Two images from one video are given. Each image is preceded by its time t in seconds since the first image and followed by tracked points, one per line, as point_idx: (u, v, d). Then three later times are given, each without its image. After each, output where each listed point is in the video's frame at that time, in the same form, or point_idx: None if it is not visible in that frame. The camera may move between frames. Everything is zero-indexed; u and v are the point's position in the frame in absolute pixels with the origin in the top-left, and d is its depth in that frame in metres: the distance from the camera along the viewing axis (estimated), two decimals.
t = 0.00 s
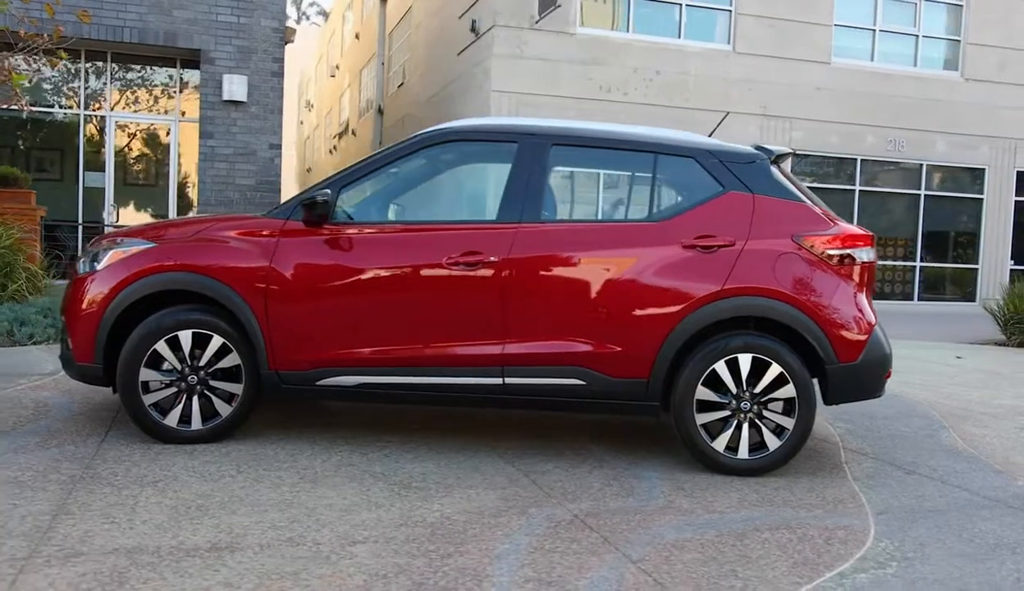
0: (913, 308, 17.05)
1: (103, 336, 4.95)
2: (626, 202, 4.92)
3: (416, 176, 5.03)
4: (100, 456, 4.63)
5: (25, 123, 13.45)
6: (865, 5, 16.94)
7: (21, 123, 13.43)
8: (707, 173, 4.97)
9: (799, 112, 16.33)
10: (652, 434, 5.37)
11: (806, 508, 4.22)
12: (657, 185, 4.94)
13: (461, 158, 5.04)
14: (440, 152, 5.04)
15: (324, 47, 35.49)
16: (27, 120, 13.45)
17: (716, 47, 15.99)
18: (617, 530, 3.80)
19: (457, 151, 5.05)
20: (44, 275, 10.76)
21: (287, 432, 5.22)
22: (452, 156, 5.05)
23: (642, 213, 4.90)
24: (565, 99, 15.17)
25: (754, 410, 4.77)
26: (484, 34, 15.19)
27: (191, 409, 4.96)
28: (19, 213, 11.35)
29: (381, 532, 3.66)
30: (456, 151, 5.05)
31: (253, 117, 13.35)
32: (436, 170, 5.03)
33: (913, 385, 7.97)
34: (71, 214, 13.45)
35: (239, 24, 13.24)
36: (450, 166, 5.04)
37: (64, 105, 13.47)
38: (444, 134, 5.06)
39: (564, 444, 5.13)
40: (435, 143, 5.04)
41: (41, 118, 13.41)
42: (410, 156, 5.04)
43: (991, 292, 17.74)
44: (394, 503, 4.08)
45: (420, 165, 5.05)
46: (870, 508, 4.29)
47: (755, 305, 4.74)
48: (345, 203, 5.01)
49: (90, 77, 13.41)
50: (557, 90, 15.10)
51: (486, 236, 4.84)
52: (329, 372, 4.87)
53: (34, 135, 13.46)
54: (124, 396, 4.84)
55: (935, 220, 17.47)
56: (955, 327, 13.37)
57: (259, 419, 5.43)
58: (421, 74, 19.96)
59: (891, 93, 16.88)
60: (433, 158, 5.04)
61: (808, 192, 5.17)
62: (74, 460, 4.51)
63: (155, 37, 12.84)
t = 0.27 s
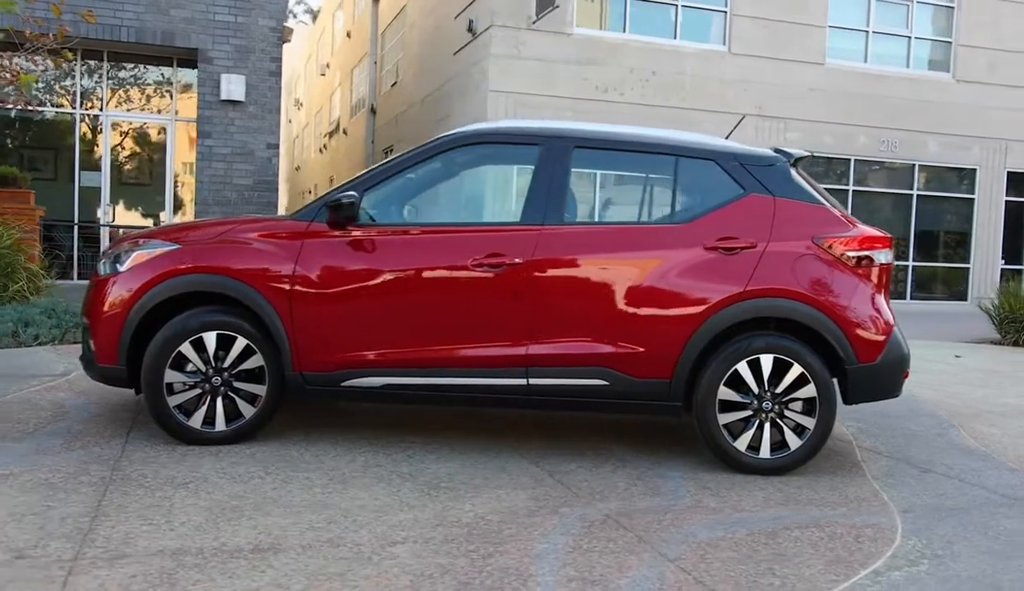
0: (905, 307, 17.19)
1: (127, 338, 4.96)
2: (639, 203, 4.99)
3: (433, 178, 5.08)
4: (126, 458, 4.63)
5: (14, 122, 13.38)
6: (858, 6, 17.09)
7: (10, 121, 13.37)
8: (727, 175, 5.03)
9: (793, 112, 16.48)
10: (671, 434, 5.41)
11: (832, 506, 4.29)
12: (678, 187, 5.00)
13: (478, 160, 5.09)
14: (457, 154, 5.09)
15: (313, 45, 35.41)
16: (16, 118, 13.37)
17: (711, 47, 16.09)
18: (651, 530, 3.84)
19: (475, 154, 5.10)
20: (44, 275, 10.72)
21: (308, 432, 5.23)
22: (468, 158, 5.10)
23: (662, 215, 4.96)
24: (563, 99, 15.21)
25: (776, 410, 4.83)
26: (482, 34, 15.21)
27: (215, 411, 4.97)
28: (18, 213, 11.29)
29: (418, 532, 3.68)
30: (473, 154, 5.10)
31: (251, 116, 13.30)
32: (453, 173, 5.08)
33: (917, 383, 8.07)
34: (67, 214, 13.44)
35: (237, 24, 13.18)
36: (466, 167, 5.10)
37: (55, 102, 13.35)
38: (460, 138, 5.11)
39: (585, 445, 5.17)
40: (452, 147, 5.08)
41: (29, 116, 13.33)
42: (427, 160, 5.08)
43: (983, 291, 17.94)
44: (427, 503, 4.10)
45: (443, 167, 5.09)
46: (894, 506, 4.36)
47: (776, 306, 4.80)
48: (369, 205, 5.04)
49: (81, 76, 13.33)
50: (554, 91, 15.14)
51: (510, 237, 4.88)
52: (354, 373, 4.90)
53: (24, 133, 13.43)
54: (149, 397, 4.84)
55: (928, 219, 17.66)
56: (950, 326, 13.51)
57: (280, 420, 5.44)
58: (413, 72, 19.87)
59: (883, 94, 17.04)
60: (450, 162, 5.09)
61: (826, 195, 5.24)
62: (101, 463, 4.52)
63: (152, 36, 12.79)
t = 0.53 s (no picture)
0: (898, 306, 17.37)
1: (150, 339, 4.96)
2: (654, 204, 5.03)
3: (453, 181, 5.12)
4: (152, 459, 4.64)
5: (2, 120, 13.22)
6: (851, 8, 17.25)
7: None
8: (747, 178, 5.08)
9: (787, 112, 16.65)
10: (690, 433, 5.46)
11: (856, 505, 4.35)
12: (699, 190, 5.05)
13: (494, 162, 5.13)
14: (477, 156, 5.12)
15: (303, 44, 35.35)
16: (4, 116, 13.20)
17: (707, 48, 16.21)
18: (684, 529, 3.89)
19: (492, 157, 5.14)
20: (44, 275, 10.66)
21: (329, 433, 5.25)
22: (483, 160, 5.14)
23: (683, 217, 5.01)
24: (561, 100, 15.27)
25: (797, 410, 4.89)
26: (479, 34, 15.26)
27: (239, 412, 4.98)
28: (17, 213, 11.23)
29: (456, 532, 3.71)
30: (487, 157, 5.13)
31: (248, 116, 13.25)
32: (467, 176, 5.12)
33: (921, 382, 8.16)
34: (64, 214, 13.35)
35: (234, 23, 13.12)
36: (481, 169, 5.14)
37: (48, 101, 13.14)
38: (475, 142, 5.15)
39: (606, 444, 5.21)
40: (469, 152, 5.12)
41: (18, 114, 13.16)
42: (444, 163, 5.12)
43: (974, 290, 18.16)
44: (459, 503, 4.13)
45: (464, 170, 5.13)
46: (917, 504, 4.42)
47: (798, 307, 4.85)
48: (392, 206, 5.07)
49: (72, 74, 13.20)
50: (551, 91, 15.20)
51: (534, 239, 4.92)
52: (379, 374, 4.93)
53: (12, 132, 13.28)
54: (174, 399, 4.85)
55: (920, 219, 17.85)
56: (945, 324, 13.66)
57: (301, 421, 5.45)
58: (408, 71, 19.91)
59: (876, 95, 17.22)
60: (465, 166, 5.13)
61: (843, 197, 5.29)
62: (128, 465, 4.52)
63: (149, 35, 12.73)
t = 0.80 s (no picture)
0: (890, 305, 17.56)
1: (172, 341, 4.96)
2: (673, 205, 5.08)
3: (471, 183, 5.14)
4: (177, 461, 4.64)
5: None
6: (845, 9, 17.42)
7: None
8: (766, 179, 5.12)
9: (781, 113, 16.84)
10: (707, 433, 5.50)
11: (879, 503, 4.40)
12: (719, 191, 5.10)
13: (512, 163, 5.15)
14: (499, 157, 5.14)
15: (291, 43, 35.27)
16: None
17: (702, 49, 16.34)
18: (715, 527, 3.93)
19: (509, 159, 5.15)
20: (43, 275, 10.59)
21: (350, 433, 5.26)
22: (499, 161, 5.15)
23: (703, 219, 5.05)
24: (556, 100, 15.39)
25: (816, 410, 4.94)
26: (475, 34, 15.33)
27: (261, 413, 4.99)
28: (15, 213, 11.16)
29: (493, 533, 3.74)
30: (502, 160, 5.14)
31: (245, 116, 13.18)
32: (484, 178, 5.14)
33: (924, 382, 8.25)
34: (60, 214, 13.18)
35: (230, 22, 13.03)
36: (503, 170, 5.16)
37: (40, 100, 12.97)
38: (490, 145, 5.16)
39: (627, 445, 5.24)
40: (486, 156, 5.13)
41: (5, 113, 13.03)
42: (460, 167, 5.13)
43: (964, 289, 18.40)
44: (490, 503, 4.16)
45: (486, 171, 5.14)
46: (938, 502, 4.49)
47: (817, 308, 4.91)
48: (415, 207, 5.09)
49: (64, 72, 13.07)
50: (546, 91, 15.30)
51: (557, 241, 4.96)
52: (403, 375, 4.96)
53: None
54: (196, 401, 4.85)
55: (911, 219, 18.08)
56: (939, 323, 13.81)
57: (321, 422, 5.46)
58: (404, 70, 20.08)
59: (868, 96, 17.42)
60: (480, 170, 5.14)
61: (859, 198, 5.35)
62: (154, 467, 4.51)
63: (145, 34, 12.66)
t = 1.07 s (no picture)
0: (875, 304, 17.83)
1: (188, 343, 4.95)
2: (687, 208, 5.13)
3: (486, 185, 5.16)
4: (195, 463, 4.62)
5: None
6: (830, 12, 17.74)
7: None
8: (777, 181, 5.18)
9: (769, 113, 17.10)
10: (718, 432, 5.55)
11: (895, 501, 4.47)
12: (732, 193, 5.15)
13: (527, 165, 5.17)
14: (513, 159, 5.16)
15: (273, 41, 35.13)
16: None
17: (691, 50, 16.61)
18: (740, 526, 3.98)
19: (522, 161, 5.18)
20: (34, 276, 10.49)
21: (365, 434, 5.26)
22: (512, 162, 5.17)
23: (717, 221, 5.10)
24: (546, 100, 15.58)
25: (829, 409, 5.00)
26: (465, 34, 15.49)
27: (277, 415, 4.98)
28: (6, 213, 11.08)
29: (522, 533, 3.76)
30: (516, 162, 5.17)
31: (235, 115, 13.09)
32: (499, 180, 5.16)
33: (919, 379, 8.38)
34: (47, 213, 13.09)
35: (221, 20, 12.92)
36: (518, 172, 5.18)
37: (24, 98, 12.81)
38: (503, 147, 5.18)
39: (640, 445, 5.28)
40: (499, 158, 5.15)
41: None
42: (474, 169, 5.15)
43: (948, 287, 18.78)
44: (514, 503, 4.18)
45: (501, 173, 5.16)
46: (951, 499, 4.56)
47: (830, 308, 4.96)
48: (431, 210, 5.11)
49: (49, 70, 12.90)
50: (538, 91, 15.50)
51: (573, 242, 5.00)
52: (420, 376, 4.98)
53: None
54: (213, 403, 4.84)
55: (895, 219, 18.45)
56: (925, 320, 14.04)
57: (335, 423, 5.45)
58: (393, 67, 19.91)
59: (854, 97, 17.73)
60: (493, 172, 5.16)
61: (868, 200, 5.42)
62: (173, 470, 4.49)
63: (134, 32, 12.52)
